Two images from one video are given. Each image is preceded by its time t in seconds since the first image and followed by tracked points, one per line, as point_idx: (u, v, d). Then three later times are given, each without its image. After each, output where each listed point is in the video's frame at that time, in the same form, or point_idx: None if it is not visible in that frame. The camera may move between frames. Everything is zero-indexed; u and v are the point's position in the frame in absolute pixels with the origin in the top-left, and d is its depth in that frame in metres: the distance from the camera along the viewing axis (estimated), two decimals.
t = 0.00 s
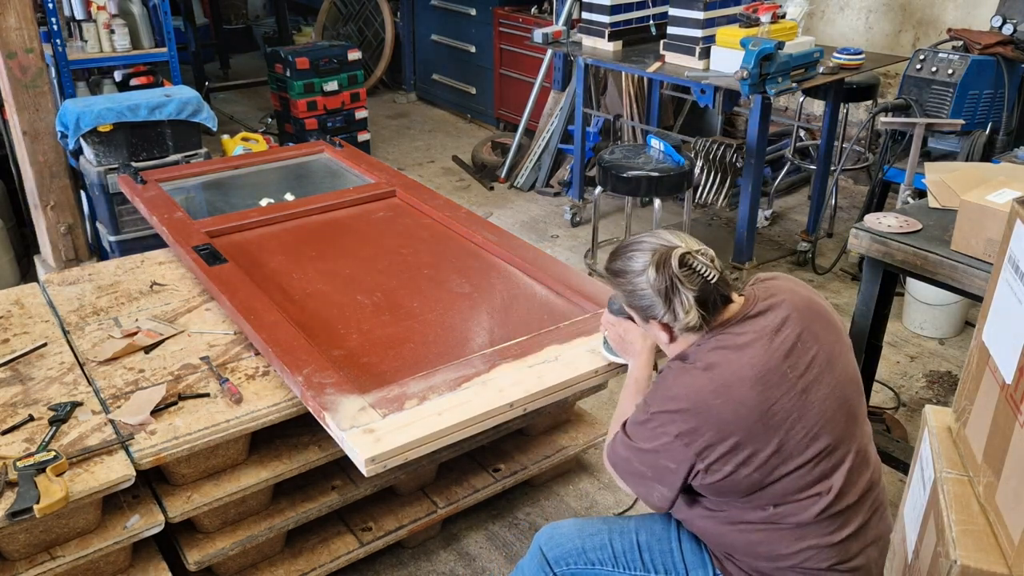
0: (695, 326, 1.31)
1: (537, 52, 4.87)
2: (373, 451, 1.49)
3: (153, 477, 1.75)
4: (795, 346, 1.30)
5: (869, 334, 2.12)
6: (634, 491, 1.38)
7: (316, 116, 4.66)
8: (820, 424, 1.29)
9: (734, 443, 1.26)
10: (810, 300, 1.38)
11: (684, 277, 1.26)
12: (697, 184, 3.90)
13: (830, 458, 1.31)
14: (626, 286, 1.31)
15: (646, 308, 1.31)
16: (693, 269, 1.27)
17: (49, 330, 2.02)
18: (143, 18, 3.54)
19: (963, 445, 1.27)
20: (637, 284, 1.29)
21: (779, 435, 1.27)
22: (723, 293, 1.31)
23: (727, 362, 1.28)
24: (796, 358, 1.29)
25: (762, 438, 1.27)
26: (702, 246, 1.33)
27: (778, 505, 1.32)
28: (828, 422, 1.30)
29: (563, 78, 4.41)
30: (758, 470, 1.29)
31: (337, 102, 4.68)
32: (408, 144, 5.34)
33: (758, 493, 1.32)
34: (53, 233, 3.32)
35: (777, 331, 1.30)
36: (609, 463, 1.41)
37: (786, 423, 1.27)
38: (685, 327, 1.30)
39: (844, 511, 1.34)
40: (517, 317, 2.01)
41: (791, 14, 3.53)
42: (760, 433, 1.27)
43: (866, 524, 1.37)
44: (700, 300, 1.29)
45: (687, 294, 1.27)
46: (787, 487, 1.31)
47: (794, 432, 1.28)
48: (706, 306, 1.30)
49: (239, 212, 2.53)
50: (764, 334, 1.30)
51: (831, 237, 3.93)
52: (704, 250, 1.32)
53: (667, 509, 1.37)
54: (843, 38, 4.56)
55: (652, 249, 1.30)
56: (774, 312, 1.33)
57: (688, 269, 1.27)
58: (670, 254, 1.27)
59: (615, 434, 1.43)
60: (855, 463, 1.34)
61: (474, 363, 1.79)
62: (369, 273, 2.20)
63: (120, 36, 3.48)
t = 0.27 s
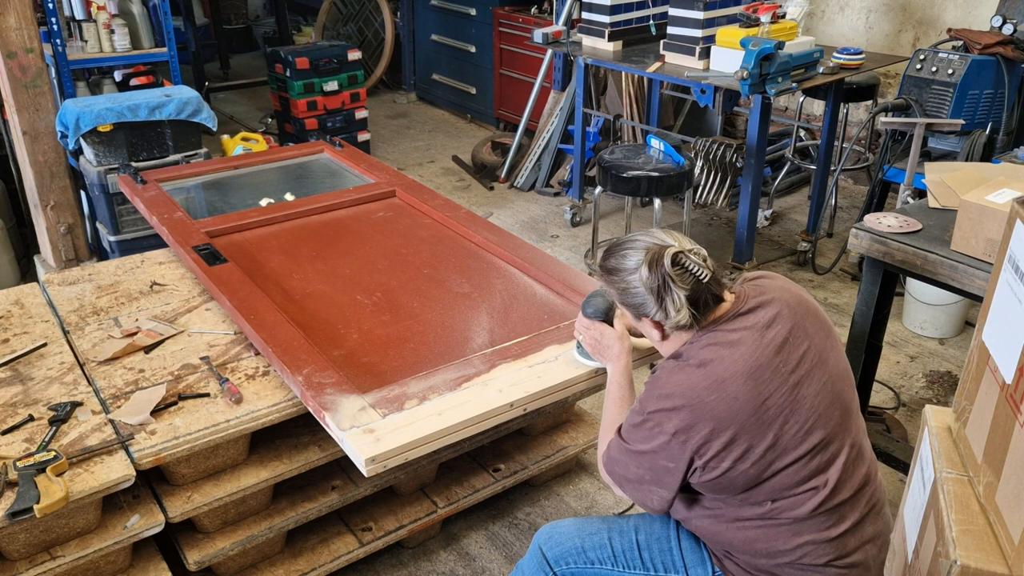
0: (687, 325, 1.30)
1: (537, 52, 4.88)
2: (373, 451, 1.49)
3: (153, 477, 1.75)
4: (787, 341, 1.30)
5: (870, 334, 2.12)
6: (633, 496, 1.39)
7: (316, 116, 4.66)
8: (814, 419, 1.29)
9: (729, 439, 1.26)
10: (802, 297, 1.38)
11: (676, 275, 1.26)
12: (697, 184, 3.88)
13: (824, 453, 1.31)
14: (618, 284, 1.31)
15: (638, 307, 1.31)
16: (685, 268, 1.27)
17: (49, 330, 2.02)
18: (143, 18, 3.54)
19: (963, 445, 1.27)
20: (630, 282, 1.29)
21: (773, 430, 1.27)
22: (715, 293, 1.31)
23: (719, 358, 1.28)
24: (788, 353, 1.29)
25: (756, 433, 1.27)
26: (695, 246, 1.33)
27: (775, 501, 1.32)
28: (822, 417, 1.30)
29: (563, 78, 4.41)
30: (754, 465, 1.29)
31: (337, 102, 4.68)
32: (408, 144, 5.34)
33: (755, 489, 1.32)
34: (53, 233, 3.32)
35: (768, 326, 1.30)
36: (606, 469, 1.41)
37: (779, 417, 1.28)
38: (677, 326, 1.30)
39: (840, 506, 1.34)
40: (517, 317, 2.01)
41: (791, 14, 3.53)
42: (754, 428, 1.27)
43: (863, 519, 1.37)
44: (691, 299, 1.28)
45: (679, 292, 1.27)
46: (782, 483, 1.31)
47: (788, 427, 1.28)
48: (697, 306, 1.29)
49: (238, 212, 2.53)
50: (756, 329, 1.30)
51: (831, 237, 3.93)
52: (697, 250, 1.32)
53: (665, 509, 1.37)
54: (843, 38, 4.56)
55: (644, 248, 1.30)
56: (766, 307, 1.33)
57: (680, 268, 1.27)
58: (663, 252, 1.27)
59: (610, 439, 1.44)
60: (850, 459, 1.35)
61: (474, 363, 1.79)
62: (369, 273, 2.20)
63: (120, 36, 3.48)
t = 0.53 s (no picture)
0: (682, 324, 1.31)
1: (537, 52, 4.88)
2: (373, 451, 1.49)
3: (153, 478, 1.75)
4: (785, 338, 1.30)
5: (870, 334, 2.12)
6: (627, 482, 1.38)
7: (316, 116, 4.66)
8: (813, 415, 1.29)
9: (724, 434, 1.27)
10: (801, 293, 1.38)
11: (671, 275, 1.26)
12: (697, 184, 3.88)
13: (823, 449, 1.31)
14: (615, 282, 1.31)
15: (634, 305, 1.31)
16: (681, 268, 1.27)
17: (49, 330, 2.02)
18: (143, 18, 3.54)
19: (963, 445, 1.27)
20: (626, 281, 1.30)
21: (770, 426, 1.28)
22: (710, 292, 1.31)
23: (715, 354, 1.28)
24: (785, 349, 1.29)
25: (752, 429, 1.27)
26: (691, 245, 1.33)
27: (773, 497, 1.32)
28: (820, 413, 1.30)
29: (563, 77, 4.41)
30: (749, 461, 1.29)
31: (337, 102, 4.68)
32: (408, 144, 5.34)
33: (753, 485, 1.32)
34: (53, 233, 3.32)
35: (766, 323, 1.30)
36: (603, 453, 1.41)
37: (777, 413, 1.27)
38: (672, 324, 1.30)
39: (840, 503, 1.34)
40: (517, 317, 2.01)
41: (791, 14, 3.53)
42: (751, 424, 1.27)
43: (863, 518, 1.37)
44: (687, 298, 1.29)
45: (674, 292, 1.27)
46: (780, 479, 1.31)
47: (785, 423, 1.28)
48: (692, 304, 1.30)
49: (239, 212, 2.53)
50: (753, 325, 1.30)
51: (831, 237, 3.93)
52: (693, 249, 1.32)
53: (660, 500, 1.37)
54: (844, 38, 4.56)
55: (640, 247, 1.30)
56: (765, 304, 1.32)
57: (675, 268, 1.27)
58: (659, 251, 1.27)
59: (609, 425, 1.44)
60: (849, 456, 1.35)
61: (474, 363, 1.79)
62: (369, 273, 2.20)
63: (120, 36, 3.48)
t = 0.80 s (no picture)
0: (678, 329, 1.31)
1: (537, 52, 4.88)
2: (373, 451, 1.49)
3: (153, 478, 1.75)
4: (784, 343, 1.30)
5: (870, 334, 2.12)
6: (624, 477, 1.39)
7: (316, 116, 4.66)
8: (811, 420, 1.29)
9: (719, 439, 1.27)
10: (802, 297, 1.37)
11: (667, 281, 1.26)
12: (697, 184, 3.88)
13: (821, 454, 1.31)
14: (612, 287, 1.32)
15: (630, 310, 1.31)
16: (677, 274, 1.27)
17: (49, 330, 2.02)
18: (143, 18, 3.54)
19: (963, 445, 1.27)
20: (623, 286, 1.30)
21: (768, 431, 1.28)
22: (708, 297, 1.31)
23: (714, 360, 1.28)
24: (784, 354, 1.29)
25: (748, 434, 1.27)
26: (689, 250, 1.33)
27: (771, 501, 1.33)
28: (819, 418, 1.30)
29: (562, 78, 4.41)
30: (746, 465, 1.29)
31: (337, 102, 4.68)
32: (408, 144, 5.34)
33: (750, 488, 1.33)
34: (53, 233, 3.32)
35: (765, 327, 1.30)
36: (603, 447, 1.42)
37: (774, 418, 1.27)
38: (667, 330, 1.31)
39: (839, 508, 1.34)
40: (517, 317, 2.01)
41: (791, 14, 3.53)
42: (748, 428, 1.27)
43: (863, 522, 1.37)
44: (683, 304, 1.29)
45: (669, 298, 1.27)
46: (777, 484, 1.31)
47: (783, 427, 1.28)
48: (689, 311, 1.30)
49: (239, 213, 2.53)
50: (752, 330, 1.29)
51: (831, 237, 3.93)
52: (690, 254, 1.32)
53: (656, 499, 1.38)
54: (844, 38, 4.56)
55: (638, 253, 1.30)
56: (764, 309, 1.32)
57: (671, 274, 1.27)
58: (655, 257, 1.27)
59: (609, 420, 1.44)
60: (849, 460, 1.34)
61: (474, 363, 1.79)
62: (369, 273, 2.20)
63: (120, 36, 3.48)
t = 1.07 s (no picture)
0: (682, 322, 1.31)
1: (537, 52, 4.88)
2: (373, 451, 1.49)
3: (153, 478, 1.75)
4: (786, 336, 1.30)
5: (870, 334, 2.12)
6: (628, 481, 1.37)
7: (316, 116, 4.66)
8: (813, 414, 1.29)
9: (725, 432, 1.27)
10: (802, 293, 1.38)
11: (671, 273, 1.27)
12: (697, 184, 3.88)
13: (823, 448, 1.31)
14: (616, 280, 1.32)
15: (635, 302, 1.32)
16: (681, 266, 1.28)
17: (49, 330, 2.02)
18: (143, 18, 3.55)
19: (963, 445, 1.27)
20: (628, 278, 1.30)
21: (770, 424, 1.28)
22: (712, 290, 1.31)
23: (720, 352, 1.28)
24: (786, 347, 1.29)
25: (753, 426, 1.27)
26: (693, 245, 1.34)
27: (773, 496, 1.32)
28: (821, 412, 1.30)
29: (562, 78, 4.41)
30: (749, 458, 1.29)
31: (337, 102, 4.68)
32: (408, 144, 5.34)
33: (751, 483, 1.33)
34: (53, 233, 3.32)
35: (767, 321, 1.30)
36: (605, 451, 1.40)
37: (777, 411, 1.28)
38: (671, 322, 1.31)
39: (839, 503, 1.34)
40: (518, 317, 2.01)
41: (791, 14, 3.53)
42: (752, 421, 1.27)
43: (863, 518, 1.37)
44: (687, 296, 1.29)
45: (674, 290, 1.27)
46: (780, 478, 1.31)
47: (786, 420, 1.28)
48: (692, 303, 1.30)
49: (238, 212, 2.53)
50: (755, 323, 1.30)
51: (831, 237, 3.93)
52: (695, 248, 1.32)
53: (660, 498, 1.37)
54: (843, 38, 4.56)
55: (642, 246, 1.31)
56: (765, 304, 1.32)
57: (676, 266, 1.27)
58: (660, 248, 1.28)
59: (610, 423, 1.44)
60: (849, 455, 1.35)
61: (474, 362, 1.79)
62: (369, 273, 2.20)
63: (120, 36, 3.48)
